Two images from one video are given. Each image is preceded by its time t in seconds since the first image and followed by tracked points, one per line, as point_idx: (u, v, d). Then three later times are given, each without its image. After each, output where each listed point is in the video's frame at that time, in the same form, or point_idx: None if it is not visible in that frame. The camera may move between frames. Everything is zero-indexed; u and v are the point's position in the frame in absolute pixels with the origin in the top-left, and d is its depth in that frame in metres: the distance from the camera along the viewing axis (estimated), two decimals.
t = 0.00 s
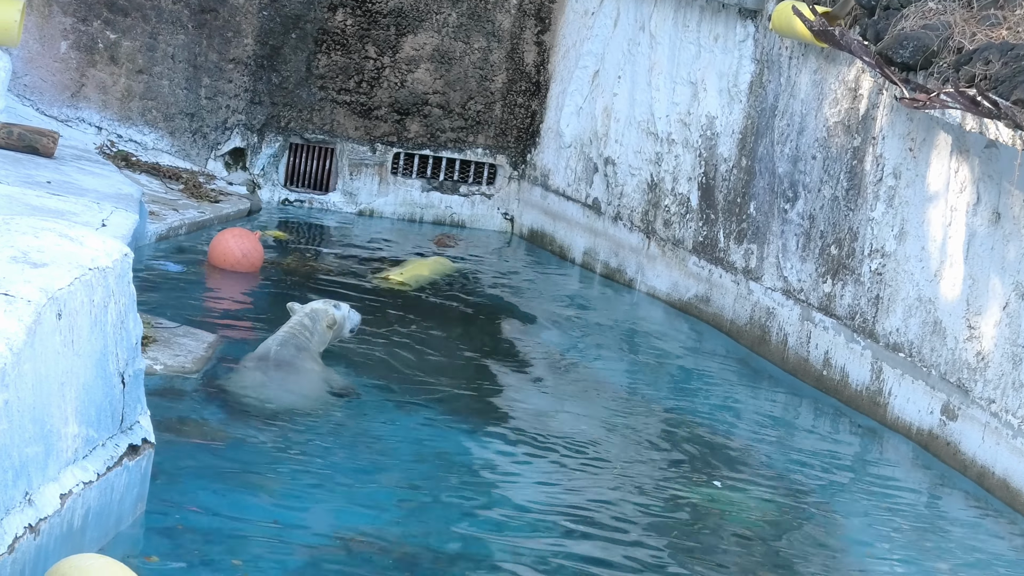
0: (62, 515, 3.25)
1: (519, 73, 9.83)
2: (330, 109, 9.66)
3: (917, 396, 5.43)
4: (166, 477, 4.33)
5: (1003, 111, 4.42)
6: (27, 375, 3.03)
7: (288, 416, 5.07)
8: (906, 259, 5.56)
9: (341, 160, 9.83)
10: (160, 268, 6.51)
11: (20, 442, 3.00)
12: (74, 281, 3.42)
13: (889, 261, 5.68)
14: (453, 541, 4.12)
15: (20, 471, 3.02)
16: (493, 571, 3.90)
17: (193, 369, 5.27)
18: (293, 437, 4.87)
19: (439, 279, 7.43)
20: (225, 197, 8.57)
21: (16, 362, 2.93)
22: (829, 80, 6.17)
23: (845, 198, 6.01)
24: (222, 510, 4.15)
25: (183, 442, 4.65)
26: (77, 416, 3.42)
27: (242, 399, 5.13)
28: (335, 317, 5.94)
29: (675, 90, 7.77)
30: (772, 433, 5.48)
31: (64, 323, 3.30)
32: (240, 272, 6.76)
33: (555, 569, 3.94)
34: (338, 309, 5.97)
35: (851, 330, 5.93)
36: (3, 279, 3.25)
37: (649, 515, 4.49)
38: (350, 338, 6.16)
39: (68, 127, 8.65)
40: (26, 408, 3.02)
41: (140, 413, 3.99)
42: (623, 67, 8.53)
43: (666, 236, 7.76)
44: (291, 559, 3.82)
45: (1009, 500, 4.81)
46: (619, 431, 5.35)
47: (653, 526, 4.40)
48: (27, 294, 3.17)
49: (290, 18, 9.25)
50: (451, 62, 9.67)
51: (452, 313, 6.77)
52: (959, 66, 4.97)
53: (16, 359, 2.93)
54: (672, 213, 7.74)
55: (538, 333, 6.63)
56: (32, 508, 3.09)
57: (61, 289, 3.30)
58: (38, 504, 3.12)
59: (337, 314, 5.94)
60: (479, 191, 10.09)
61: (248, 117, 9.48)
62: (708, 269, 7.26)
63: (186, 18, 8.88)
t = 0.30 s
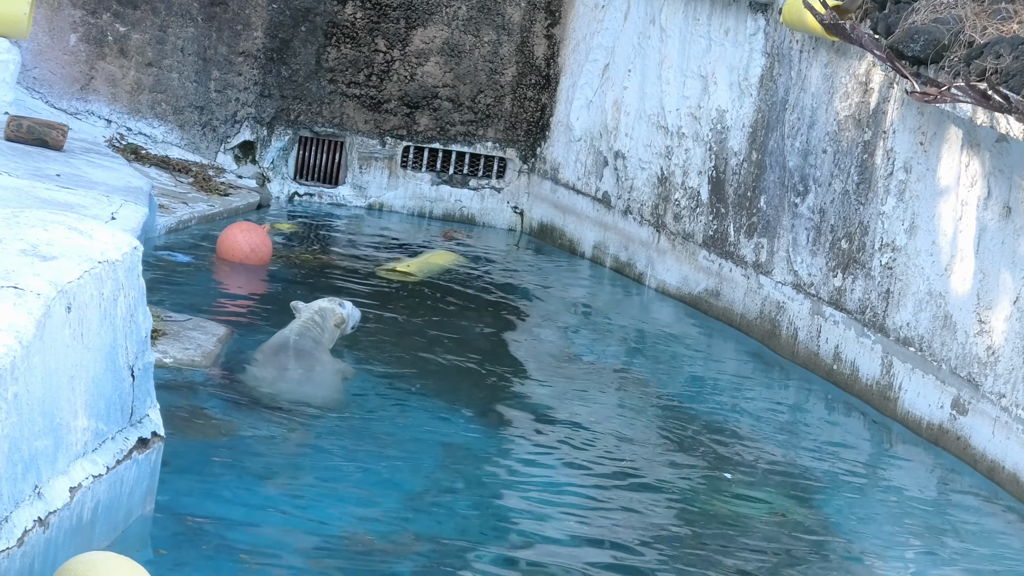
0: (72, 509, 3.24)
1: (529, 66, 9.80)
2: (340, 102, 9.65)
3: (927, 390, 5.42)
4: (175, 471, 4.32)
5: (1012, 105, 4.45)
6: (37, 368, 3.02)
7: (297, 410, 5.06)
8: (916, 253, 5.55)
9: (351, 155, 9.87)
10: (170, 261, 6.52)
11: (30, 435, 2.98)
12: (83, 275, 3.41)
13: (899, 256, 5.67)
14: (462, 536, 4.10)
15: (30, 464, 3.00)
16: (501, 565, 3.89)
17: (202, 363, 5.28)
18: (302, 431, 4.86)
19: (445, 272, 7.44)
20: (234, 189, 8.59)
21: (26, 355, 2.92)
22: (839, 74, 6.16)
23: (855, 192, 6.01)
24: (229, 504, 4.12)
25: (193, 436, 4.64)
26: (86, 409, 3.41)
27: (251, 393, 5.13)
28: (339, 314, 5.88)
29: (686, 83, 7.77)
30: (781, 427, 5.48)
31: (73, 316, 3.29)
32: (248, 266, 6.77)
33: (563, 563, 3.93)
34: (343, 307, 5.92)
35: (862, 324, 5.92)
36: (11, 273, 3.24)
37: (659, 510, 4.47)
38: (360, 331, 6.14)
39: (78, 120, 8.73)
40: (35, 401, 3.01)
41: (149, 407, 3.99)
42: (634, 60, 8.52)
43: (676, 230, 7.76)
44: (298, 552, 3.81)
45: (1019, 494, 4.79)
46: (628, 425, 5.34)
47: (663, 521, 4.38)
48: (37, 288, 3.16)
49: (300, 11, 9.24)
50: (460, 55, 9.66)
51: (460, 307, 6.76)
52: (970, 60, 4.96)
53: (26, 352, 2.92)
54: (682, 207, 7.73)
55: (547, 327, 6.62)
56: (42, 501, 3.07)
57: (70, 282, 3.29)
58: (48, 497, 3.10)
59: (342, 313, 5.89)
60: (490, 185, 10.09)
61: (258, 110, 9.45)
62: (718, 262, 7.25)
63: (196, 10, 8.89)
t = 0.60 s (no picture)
0: (79, 503, 3.22)
1: (537, 62, 9.82)
2: (347, 97, 9.64)
3: (934, 386, 5.41)
4: (182, 465, 4.32)
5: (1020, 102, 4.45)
6: (44, 362, 3.01)
7: (304, 405, 5.05)
8: (923, 250, 5.55)
9: (358, 148, 9.86)
10: (177, 256, 6.52)
11: (36, 429, 2.97)
12: (90, 269, 3.40)
13: (906, 252, 5.67)
14: (468, 532, 4.09)
15: (36, 458, 2.99)
16: (507, 561, 3.88)
17: (211, 359, 5.27)
18: (309, 426, 4.85)
19: (449, 268, 7.44)
20: (241, 184, 8.61)
21: (33, 349, 2.91)
22: (847, 70, 6.16)
23: (863, 188, 6.01)
24: (236, 499, 4.12)
25: (199, 431, 4.64)
26: (93, 404, 3.40)
27: (258, 388, 5.12)
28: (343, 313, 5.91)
29: (693, 79, 7.78)
30: (787, 424, 5.47)
31: (79, 311, 3.28)
32: (254, 260, 6.77)
33: (570, 559, 3.92)
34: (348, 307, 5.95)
35: (869, 321, 5.92)
36: (18, 268, 3.23)
37: (666, 507, 4.47)
38: (367, 326, 6.13)
39: (85, 114, 8.75)
40: (42, 395, 3.00)
41: (155, 401, 3.98)
42: (641, 56, 8.53)
43: (684, 226, 7.76)
44: (304, 548, 3.79)
45: None
46: (635, 422, 5.34)
47: (670, 517, 4.37)
48: (44, 283, 3.15)
49: (307, 6, 9.26)
50: (468, 51, 9.66)
51: (466, 303, 6.76)
52: (977, 57, 4.98)
53: (32, 346, 2.91)
54: (689, 202, 7.73)
55: (553, 323, 6.62)
56: (49, 495, 3.05)
57: (77, 277, 3.28)
58: (54, 492, 3.08)
59: (346, 312, 5.93)
60: (497, 180, 10.11)
61: (265, 105, 9.49)
62: (725, 259, 7.26)
63: (203, 5, 8.92)
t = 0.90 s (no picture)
0: (83, 499, 3.22)
1: (543, 58, 9.89)
2: (353, 93, 9.67)
3: (940, 383, 5.41)
4: (187, 461, 4.31)
5: None
6: (50, 358, 3.00)
7: (309, 401, 5.04)
8: (929, 247, 5.54)
9: (364, 144, 9.86)
10: (182, 252, 6.52)
11: (42, 425, 2.96)
12: (95, 265, 3.40)
13: (912, 249, 5.67)
14: (472, 528, 4.08)
15: (42, 454, 2.98)
16: (511, 558, 3.86)
17: (214, 354, 5.24)
18: (314, 422, 4.84)
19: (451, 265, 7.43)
20: (246, 180, 8.61)
21: (39, 345, 2.91)
22: (853, 67, 6.16)
23: (868, 185, 6.01)
24: (241, 495, 4.11)
25: (204, 427, 4.63)
26: (97, 400, 3.39)
27: (263, 384, 5.12)
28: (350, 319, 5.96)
29: (699, 75, 7.78)
30: (792, 421, 5.46)
31: (84, 307, 3.27)
32: (259, 257, 6.77)
33: (574, 556, 3.90)
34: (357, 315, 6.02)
35: (875, 318, 5.92)
36: (24, 264, 3.22)
37: (671, 504, 4.45)
38: (372, 322, 6.12)
39: (91, 110, 8.75)
40: (48, 390, 2.99)
41: (161, 397, 3.98)
42: (647, 53, 8.53)
43: (689, 223, 7.76)
44: (308, 545, 3.77)
45: None
46: (641, 418, 5.33)
47: (674, 514, 4.36)
48: (49, 279, 3.14)
49: (312, 3, 9.26)
50: (474, 47, 9.69)
51: (471, 299, 6.75)
52: (983, 53, 4.93)
53: (38, 342, 2.91)
54: (695, 199, 7.73)
55: (558, 320, 6.61)
56: (54, 491, 3.05)
57: (82, 273, 3.28)
58: (59, 488, 3.07)
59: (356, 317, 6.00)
60: (502, 176, 10.15)
61: (271, 101, 9.46)
62: (731, 255, 7.25)
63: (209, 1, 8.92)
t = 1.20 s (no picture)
0: (88, 494, 3.22)
1: (547, 54, 9.89)
2: (357, 90, 9.67)
3: (944, 380, 5.40)
4: (191, 458, 4.30)
5: None
6: (54, 354, 3.00)
7: (313, 398, 5.04)
8: (934, 244, 5.54)
9: (369, 141, 9.87)
10: (187, 248, 6.52)
11: (46, 421, 2.96)
12: (100, 261, 3.39)
13: (917, 246, 5.67)
14: (476, 525, 4.07)
15: (46, 449, 2.98)
16: (513, 554, 3.85)
17: (219, 350, 5.24)
18: (319, 419, 4.84)
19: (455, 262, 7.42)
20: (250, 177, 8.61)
21: (44, 341, 2.91)
22: (858, 63, 6.16)
23: (873, 181, 6.01)
24: (245, 491, 4.10)
25: (208, 423, 4.62)
26: (102, 396, 3.39)
27: (268, 381, 5.11)
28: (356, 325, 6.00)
29: (704, 72, 7.78)
30: (796, 417, 5.46)
31: (89, 302, 3.27)
32: (262, 254, 6.76)
33: (577, 553, 3.89)
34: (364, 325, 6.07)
35: (880, 315, 5.92)
36: (29, 260, 3.22)
37: (674, 500, 4.44)
38: (377, 318, 6.12)
39: (96, 106, 8.76)
40: (52, 386, 2.99)
41: (165, 393, 3.98)
42: (651, 49, 8.53)
43: (693, 220, 7.76)
44: (311, 542, 3.76)
45: None
46: (645, 415, 5.33)
47: (679, 510, 4.35)
48: (54, 274, 3.14)
49: None
50: (478, 44, 9.70)
51: (475, 296, 6.75)
52: (989, 50, 4.88)
53: (43, 337, 2.90)
54: (700, 195, 7.73)
55: (562, 317, 6.61)
56: (58, 487, 3.05)
57: (87, 268, 3.27)
58: (64, 483, 3.07)
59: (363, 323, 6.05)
60: (507, 172, 10.13)
61: (276, 97, 9.47)
62: (735, 252, 7.25)
63: None
